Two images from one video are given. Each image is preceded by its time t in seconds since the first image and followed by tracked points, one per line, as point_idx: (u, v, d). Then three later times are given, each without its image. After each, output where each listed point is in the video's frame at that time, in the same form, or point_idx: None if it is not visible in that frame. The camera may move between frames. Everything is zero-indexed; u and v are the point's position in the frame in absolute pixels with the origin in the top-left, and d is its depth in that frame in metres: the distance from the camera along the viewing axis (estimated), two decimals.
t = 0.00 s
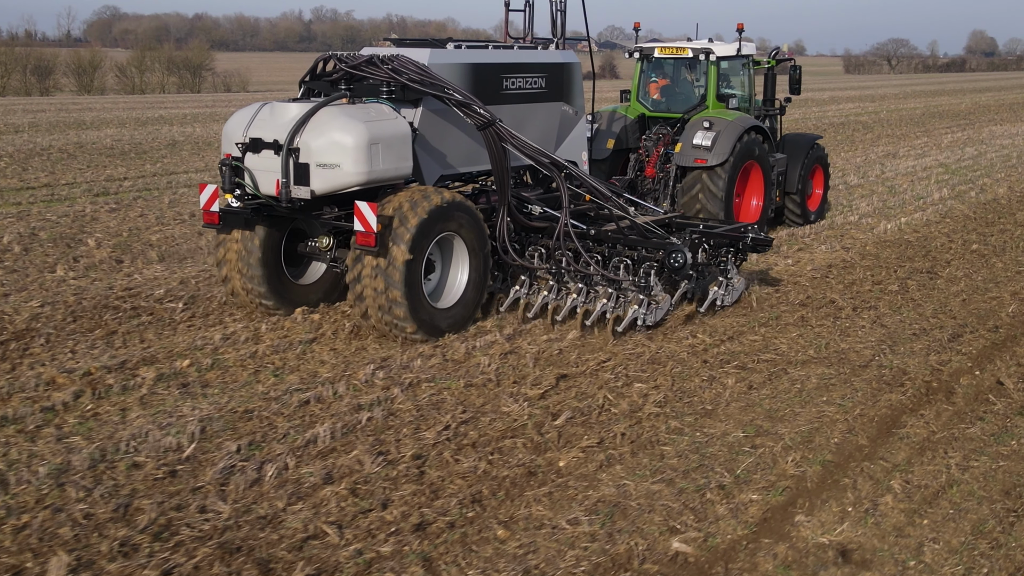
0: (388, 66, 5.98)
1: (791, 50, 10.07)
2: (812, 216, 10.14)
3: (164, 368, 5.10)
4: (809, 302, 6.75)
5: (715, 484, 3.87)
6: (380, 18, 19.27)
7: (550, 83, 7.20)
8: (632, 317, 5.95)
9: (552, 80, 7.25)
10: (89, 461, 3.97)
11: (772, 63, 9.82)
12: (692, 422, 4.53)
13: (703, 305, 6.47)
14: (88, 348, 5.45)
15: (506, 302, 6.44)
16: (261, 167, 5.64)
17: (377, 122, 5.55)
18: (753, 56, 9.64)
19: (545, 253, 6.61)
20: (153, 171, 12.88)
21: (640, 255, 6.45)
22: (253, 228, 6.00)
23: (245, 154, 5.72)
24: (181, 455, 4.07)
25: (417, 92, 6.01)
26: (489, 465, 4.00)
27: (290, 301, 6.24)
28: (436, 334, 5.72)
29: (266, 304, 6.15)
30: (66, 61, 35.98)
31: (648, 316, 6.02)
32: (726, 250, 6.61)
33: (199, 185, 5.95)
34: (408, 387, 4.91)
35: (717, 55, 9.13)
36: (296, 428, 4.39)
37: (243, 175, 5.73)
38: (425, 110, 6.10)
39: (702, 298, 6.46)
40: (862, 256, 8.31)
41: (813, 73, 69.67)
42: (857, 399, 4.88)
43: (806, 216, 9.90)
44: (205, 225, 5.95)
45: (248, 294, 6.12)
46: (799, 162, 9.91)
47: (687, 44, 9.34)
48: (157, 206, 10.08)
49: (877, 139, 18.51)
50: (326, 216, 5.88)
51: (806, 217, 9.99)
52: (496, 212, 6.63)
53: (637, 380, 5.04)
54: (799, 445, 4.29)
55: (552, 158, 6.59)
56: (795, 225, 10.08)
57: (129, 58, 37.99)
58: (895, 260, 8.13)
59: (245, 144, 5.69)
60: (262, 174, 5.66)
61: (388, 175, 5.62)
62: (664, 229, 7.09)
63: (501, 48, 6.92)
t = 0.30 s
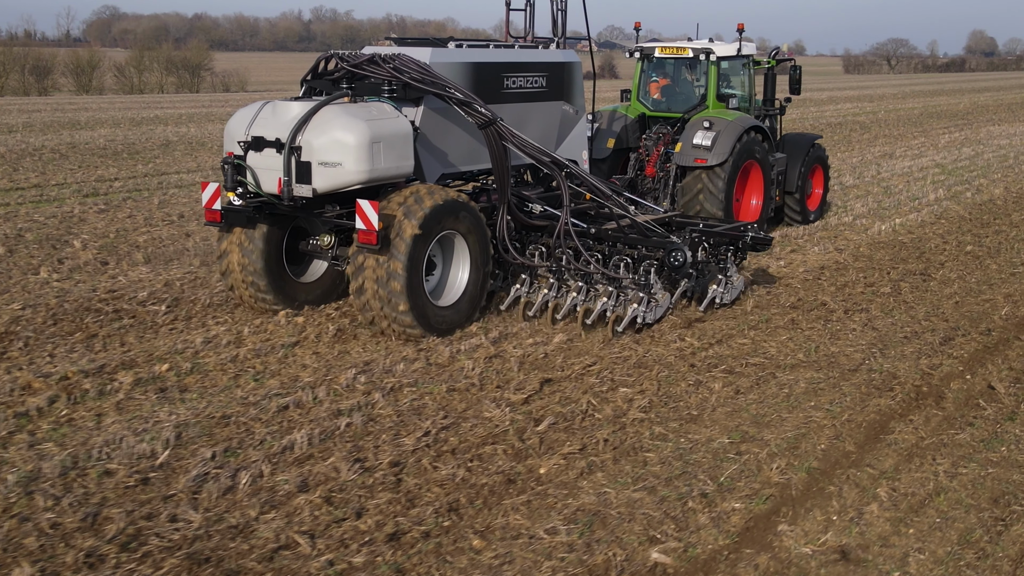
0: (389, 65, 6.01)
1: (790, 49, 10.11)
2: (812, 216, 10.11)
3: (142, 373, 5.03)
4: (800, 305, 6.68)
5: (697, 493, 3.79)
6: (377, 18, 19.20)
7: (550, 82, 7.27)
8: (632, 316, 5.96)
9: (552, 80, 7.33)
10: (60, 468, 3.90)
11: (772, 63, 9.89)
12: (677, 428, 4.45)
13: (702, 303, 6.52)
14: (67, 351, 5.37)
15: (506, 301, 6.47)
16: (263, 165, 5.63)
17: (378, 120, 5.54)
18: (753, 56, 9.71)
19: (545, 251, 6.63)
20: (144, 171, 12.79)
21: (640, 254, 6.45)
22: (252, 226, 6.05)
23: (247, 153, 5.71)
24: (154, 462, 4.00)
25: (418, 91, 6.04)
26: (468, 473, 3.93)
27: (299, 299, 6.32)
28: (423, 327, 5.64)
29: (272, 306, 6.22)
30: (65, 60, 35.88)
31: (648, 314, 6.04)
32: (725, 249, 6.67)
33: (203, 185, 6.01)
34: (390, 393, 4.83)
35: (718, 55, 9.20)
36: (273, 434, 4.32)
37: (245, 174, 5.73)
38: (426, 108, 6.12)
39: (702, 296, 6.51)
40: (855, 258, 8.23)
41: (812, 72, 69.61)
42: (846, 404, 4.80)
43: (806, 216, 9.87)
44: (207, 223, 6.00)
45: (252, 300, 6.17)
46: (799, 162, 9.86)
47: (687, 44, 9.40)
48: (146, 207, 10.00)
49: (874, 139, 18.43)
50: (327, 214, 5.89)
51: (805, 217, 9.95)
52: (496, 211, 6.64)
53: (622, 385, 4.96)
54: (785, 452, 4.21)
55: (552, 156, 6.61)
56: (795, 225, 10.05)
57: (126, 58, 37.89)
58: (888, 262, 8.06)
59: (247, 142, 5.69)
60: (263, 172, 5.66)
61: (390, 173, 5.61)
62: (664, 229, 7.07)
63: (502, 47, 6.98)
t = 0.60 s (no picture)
0: (390, 65, 6.00)
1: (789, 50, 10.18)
2: (812, 216, 10.09)
3: (119, 378, 4.95)
4: (790, 307, 6.61)
5: (678, 501, 3.72)
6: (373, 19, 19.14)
7: (550, 82, 7.29)
8: (632, 315, 5.97)
9: (552, 80, 7.35)
10: (30, 476, 3.82)
11: (771, 62, 10.06)
12: (661, 434, 4.38)
13: (702, 302, 6.51)
14: (45, 356, 5.30)
15: (507, 300, 6.51)
16: (265, 165, 5.68)
17: (379, 121, 5.58)
18: (752, 56, 9.83)
19: (546, 250, 6.63)
20: (136, 172, 12.71)
21: (640, 253, 6.42)
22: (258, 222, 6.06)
23: (249, 153, 5.76)
24: (126, 470, 3.92)
25: (419, 91, 6.04)
26: (446, 481, 3.86)
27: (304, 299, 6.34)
28: (414, 317, 5.56)
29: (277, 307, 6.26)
30: (63, 60, 35.80)
31: (648, 313, 6.06)
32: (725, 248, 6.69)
33: (204, 187, 5.99)
34: (370, 398, 4.76)
35: (717, 55, 9.32)
36: (249, 441, 4.25)
37: (247, 174, 5.77)
38: (427, 108, 6.12)
39: (701, 295, 6.49)
40: (848, 260, 8.17)
41: (811, 72, 69.57)
42: (833, 410, 4.73)
43: (805, 215, 9.90)
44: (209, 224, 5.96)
45: (255, 301, 6.19)
46: (798, 162, 9.90)
47: (687, 44, 9.52)
48: (135, 208, 9.93)
49: (871, 139, 18.37)
50: (329, 214, 5.88)
51: (805, 217, 9.92)
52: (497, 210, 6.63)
53: (607, 390, 4.89)
54: (769, 459, 4.14)
55: (553, 156, 6.59)
56: (794, 224, 10.08)
57: (125, 58, 37.81)
58: (881, 263, 8.00)
59: (249, 142, 5.74)
60: (265, 172, 5.71)
61: (391, 173, 5.65)
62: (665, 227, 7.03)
63: (502, 48, 7.00)
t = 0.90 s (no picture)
0: (391, 66, 6.11)
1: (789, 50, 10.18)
2: (812, 215, 10.10)
3: (96, 383, 4.88)
4: (780, 311, 6.53)
5: (658, 510, 3.65)
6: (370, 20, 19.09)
7: (550, 83, 7.37)
8: (632, 313, 5.97)
9: (552, 80, 7.44)
10: None
11: (770, 62, 10.06)
12: (644, 440, 4.31)
13: (702, 302, 6.50)
14: (23, 360, 5.23)
15: (508, 300, 6.51)
16: (267, 166, 5.72)
17: (380, 122, 5.62)
18: (752, 56, 9.84)
19: (546, 250, 6.64)
20: (127, 173, 12.63)
21: (641, 252, 6.42)
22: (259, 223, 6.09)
23: (251, 154, 5.80)
24: (97, 478, 3.85)
25: (420, 92, 6.12)
26: (422, 490, 3.79)
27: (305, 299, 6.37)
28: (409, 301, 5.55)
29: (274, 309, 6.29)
30: (62, 60, 35.71)
31: (648, 312, 6.05)
32: (725, 247, 6.68)
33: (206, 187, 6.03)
34: (350, 404, 4.69)
35: (717, 55, 9.32)
36: (225, 448, 4.18)
37: (249, 175, 5.81)
38: (427, 109, 6.19)
39: (702, 295, 6.49)
40: (841, 262, 8.10)
41: (811, 72, 69.55)
42: (820, 415, 4.66)
43: (806, 213, 9.92)
44: (210, 224, 6.00)
45: (253, 299, 6.21)
46: (798, 161, 9.94)
47: (687, 44, 9.51)
48: (124, 210, 9.85)
49: (868, 139, 18.30)
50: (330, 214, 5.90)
51: (806, 216, 9.92)
52: (497, 210, 6.65)
53: (591, 396, 4.81)
54: (753, 466, 4.07)
55: (553, 156, 6.69)
56: (795, 222, 10.10)
57: (123, 58, 37.73)
58: (874, 266, 7.93)
59: (251, 143, 5.77)
60: (267, 173, 5.74)
61: (392, 174, 5.69)
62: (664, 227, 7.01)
63: (502, 49, 7.07)
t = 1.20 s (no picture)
0: (392, 67, 6.16)
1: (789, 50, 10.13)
2: (811, 215, 10.08)
3: (72, 389, 4.80)
4: (770, 314, 6.46)
5: (638, 520, 3.58)
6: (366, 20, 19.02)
7: (550, 83, 7.38)
8: (632, 313, 6.02)
9: (552, 80, 7.44)
10: None
11: (771, 63, 10.01)
12: (626, 447, 4.24)
13: (702, 301, 6.57)
14: None
15: (508, 299, 6.55)
16: (269, 166, 5.75)
17: (381, 122, 5.68)
18: (752, 56, 9.79)
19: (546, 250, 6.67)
20: (118, 174, 12.56)
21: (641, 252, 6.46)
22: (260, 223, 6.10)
23: (253, 154, 5.82)
24: (67, 487, 3.78)
25: (421, 92, 6.17)
26: (398, 499, 3.72)
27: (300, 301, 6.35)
28: (408, 277, 5.53)
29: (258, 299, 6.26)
30: (60, 60, 35.62)
31: (648, 311, 6.10)
32: (724, 248, 6.71)
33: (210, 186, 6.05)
34: (329, 410, 4.62)
35: (717, 56, 9.26)
36: (199, 455, 4.10)
37: (251, 174, 5.83)
38: (428, 109, 6.25)
39: (701, 295, 6.56)
40: (834, 264, 8.03)
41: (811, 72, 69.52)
42: (807, 422, 4.59)
43: (804, 214, 9.94)
44: (212, 223, 6.02)
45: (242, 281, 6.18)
46: (797, 162, 9.97)
47: (687, 44, 9.45)
48: (112, 211, 9.78)
49: (864, 140, 18.24)
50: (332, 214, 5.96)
51: (805, 217, 9.91)
52: (498, 210, 6.68)
53: (575, 402, 4.74)
54: (736, 475, 3.99)
55: (553, 156, 6.72)
56: (794, 222, 10.12)
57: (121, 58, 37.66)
58: (867, 268, 7.86)
59: (252, 143, 5.79)
60: (269, 173, 5.77)
61: (392, 174, 5.76)
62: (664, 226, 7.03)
63: (503, 49, 7.07)
